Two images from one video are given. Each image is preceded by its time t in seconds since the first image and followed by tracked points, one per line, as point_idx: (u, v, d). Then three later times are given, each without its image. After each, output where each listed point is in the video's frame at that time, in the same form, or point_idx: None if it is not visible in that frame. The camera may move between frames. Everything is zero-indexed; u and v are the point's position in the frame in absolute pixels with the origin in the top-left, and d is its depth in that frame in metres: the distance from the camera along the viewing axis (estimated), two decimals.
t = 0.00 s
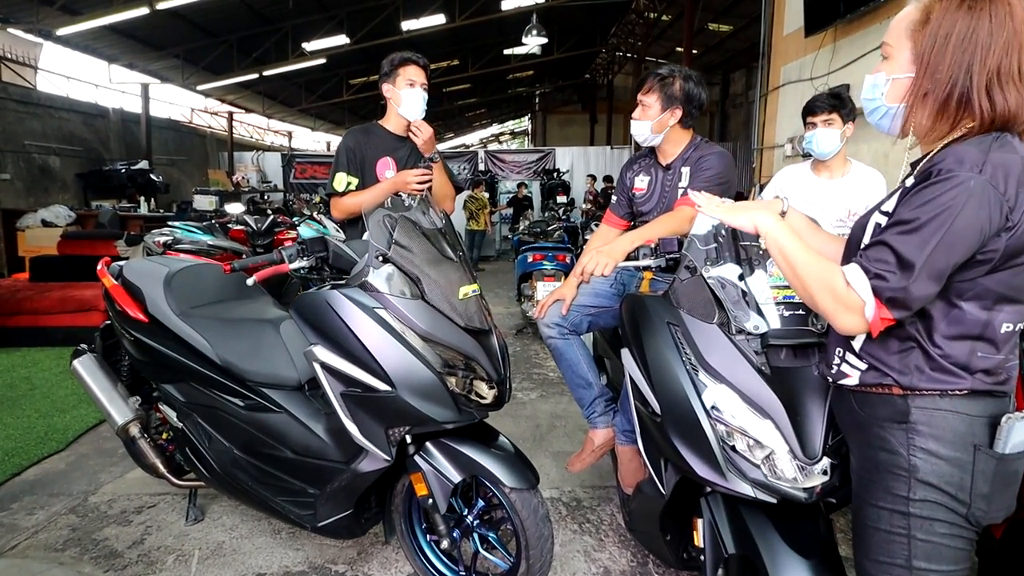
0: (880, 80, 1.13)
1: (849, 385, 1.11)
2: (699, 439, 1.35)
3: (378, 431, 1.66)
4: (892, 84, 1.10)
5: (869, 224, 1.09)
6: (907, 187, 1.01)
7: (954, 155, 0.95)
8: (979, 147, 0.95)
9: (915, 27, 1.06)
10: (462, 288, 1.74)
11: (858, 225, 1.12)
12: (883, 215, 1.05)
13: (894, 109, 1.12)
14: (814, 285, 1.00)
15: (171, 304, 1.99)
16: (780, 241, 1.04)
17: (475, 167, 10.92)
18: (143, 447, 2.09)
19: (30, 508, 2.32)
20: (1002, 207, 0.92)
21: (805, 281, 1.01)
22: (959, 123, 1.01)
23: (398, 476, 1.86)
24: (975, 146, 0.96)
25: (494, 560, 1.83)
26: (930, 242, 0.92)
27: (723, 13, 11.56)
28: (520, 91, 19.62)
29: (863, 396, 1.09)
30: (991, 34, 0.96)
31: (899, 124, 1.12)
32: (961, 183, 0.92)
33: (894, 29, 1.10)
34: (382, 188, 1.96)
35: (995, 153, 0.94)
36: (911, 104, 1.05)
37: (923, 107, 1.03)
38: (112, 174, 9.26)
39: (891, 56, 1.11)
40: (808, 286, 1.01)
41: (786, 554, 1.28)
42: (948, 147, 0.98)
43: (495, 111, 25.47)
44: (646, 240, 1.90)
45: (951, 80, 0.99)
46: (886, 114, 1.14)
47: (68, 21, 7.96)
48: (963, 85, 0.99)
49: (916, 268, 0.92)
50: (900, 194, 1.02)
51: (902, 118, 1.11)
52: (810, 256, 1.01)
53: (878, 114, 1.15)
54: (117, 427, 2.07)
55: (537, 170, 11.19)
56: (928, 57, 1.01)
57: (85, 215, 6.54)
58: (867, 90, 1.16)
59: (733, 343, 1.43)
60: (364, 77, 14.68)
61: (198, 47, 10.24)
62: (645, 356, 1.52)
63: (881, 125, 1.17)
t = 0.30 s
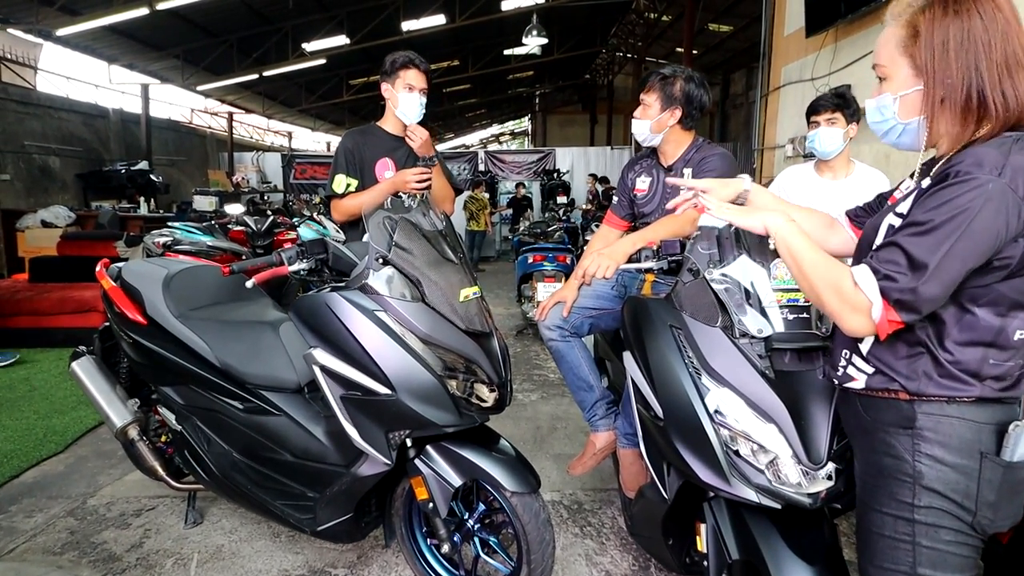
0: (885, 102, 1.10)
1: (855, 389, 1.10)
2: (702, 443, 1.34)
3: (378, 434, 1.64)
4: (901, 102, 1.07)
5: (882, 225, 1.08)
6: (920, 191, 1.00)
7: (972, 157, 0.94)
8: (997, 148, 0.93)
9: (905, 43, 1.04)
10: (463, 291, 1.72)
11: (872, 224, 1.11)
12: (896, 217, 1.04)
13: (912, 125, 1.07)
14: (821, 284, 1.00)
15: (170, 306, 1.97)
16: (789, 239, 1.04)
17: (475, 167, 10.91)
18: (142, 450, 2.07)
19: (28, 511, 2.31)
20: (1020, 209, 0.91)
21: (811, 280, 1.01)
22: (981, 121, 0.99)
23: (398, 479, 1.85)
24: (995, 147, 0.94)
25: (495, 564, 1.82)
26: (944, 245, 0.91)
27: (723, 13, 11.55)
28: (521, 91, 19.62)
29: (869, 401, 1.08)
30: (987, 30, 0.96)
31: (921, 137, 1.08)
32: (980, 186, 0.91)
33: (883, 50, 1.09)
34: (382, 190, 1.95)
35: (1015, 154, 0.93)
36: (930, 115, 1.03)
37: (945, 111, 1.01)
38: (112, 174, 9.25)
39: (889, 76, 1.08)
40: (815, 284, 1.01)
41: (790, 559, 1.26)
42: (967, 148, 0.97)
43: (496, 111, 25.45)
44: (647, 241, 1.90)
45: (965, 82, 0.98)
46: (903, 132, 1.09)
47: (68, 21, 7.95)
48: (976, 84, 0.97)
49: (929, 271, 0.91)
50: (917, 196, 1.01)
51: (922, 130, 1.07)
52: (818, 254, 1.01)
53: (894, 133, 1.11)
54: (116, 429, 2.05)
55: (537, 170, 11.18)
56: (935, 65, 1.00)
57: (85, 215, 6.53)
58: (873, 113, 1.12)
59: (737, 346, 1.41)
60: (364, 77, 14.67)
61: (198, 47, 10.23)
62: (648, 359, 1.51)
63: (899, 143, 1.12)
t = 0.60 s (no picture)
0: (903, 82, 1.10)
1: (868, 393, 1.11)
2: (707, 444, 1.33)
3: (381, 436, 1.63)
4: (922, 85, 1.07)
5: (890, 226, 1.08)
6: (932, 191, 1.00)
7: (985, 159, 0.95)
8: (1012, 147, 0.94)
9: (940, 26, 1.04)
10: (465, 291, 1.72)
11: (878, 226, 1.11)
12: (905, 218, 1.04)
13: (923, 112, 1.09)
14: (832, 295, 1.00)
15: (170, 306, 1.96)
16: (785, 253, 1.05)
17: (474, 168, 10.90)
18: (141, 450, 2.06)
19: (28, 512, 2.29)
20: None
21: (821, 292, 1.01)
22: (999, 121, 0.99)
23: (399, 480, 1.84)
24: (1009, 147, 0.95)
25: (497, 566, 1.81)
26: (960, 247, 0.91)
27: (722, 13, 11.56)
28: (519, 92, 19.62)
29: (882, 404, 1.09)
30: None
31: (929, 125, 1.10)
32: (992, 186, 0.91)
33: (914, 28, 1.08)
34: (383, 187, 1.97)
35: None
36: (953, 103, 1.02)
37: (967, 104, 1.01)
38: (110, 175, 9.23)
39: (912, 56, 1.08)
40: (825, 295, 1.01)
41: (797, 561, 1.26)
42: (978, 147, 0.97)
43: (494, 112, 25.45)
44: (651, 241, 1.90)
45: (994, 77, 0.97)
46: (913, 117, 1.11)
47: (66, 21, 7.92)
48: (1005, 82, 0.96)
49: (945, 273, 0.92)
50: (926, 196, 1.01)
51: (934, 118, 1.08)
52: (822, 265, 1.02)
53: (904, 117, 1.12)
54: (116, 429, 2.04)
55: (536, 171, 11.18)
56: (969, 54, 0.98)
57: (83, 215, 6.51)
58: (888, 93, 1.12)
59: (741, 347, 1.41)
60: (363, 78, 14.66)
61: (197, 48, 10.22)
62: (652, 360, 1.50)
63: (904, 128, 1.14)
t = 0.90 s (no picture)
0: (892, 93, 1.14)
1: (872, 392, 1.10)
2: (713, 444, 1.33)
3: (383, 436, 1.63)
4: (902, 96, 1.11)
5: (896, 224, 1.07)
6: (937, 191, 0.99)
7: (985, 157, 0.93)
8: (1015, 146, 0.92)
9: (916, 37, 1.05)
10: (468, 291, 1.71)
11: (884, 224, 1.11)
12: (910, 217, 1.04)
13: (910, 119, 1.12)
14: (838, 298, 1.00)
15: (171, 307, 1.96)
16: (786, 258, 1.06)
17: (473, 168, 10.90)
18: (142, 451, 2.05)
19: (28, 513, 2.28)
20: None
21: (826, 297, 1.02)
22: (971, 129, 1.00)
23: (401, 481, 1.83)
24: (1013, 145, 0.93)
25: (499, 567, 1.80)
26: (967, 248, 0.91)
27: (721, 14, 11.57)
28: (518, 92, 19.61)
29: (886, 402, 1.08)
30: (992, 37, 0.93)
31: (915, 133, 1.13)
32: (998, 184, 0.90)
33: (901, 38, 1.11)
34: (383, 187, 1.96)
35: None
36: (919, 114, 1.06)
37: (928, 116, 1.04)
38: (110, 175, 9.21)
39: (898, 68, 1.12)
40: (829, 299, 1.01)
41: (801, 561, 1.25)
42: (982, 147, 0.95)
43: (493, 112, 25.45)
44: (654, 240, 1.88)
45: (955, 90, 0.98)
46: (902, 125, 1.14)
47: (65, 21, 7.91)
48: (969, 94, 0.97)
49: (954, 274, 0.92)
50: (930, 196, 1.01)
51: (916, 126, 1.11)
52: (825, 270, 1.03)
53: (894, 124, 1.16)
54: (116, 430, 2.03)
55: (536, 171, 11.17)
56: (928, 67, 1.01)
57: (83, 215, 6.50)
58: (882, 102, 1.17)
59: (748, 347, 1.40)
60: (362, 78, 14.65)
61: (196, 48, 10.21)
62: (656, 360, 1.50)
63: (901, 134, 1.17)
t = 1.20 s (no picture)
0: (899, 84, 1.12)
1: (877, 391, 1.09)
2: (714, 444, 1.32)
3: (382, 436, 1.62)
4: (914, 87, 1.09)
5: (895, 220, 1.07)
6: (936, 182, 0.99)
7: (984, 150, 0.93)
8: (1013, 139, 0.92)
9: (932, 27, 1.04)
10: (468, 289, 1.70)
11: (884, 221, 1.10)
12: (909, 211, 1.03)
13: (920, 112, 1.09)
14: (833, 290, 0.99)
15: (170, 306, 1.94)
16: (785, 251, 1.04)
17: (474, 168, 10.89)
18: (140, 451, 2.04)
19: (25, 514, 2.27)
20: None
21: (822, 289, 1.01)
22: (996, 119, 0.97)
23: (401, 481, 1.82)
24: (1010, 140, 0.92)
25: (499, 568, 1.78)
26: (958, 239, 0.90)
27: (722, 14, 11.55)
28: (519, 92, 19.60)
29: (891, 401, 1.07)
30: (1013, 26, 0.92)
31: (928, 125, 1.09)
32: (992, 176, 0.89)
33: (910, 30, 1.10)
34: (383, 185, 1.95)
35: None
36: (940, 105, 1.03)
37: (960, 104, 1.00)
38: (110, 175, 9.20)
39: (908, 58, 1.10)
40: (826, 291, 1.00)
41: (806, 563, 1.24)
42: (982, 140, 0.95)
43: (495, 112, 25.44)
44: (656, 240, 1.88)
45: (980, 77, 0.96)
46: (911, 118, 1.11)
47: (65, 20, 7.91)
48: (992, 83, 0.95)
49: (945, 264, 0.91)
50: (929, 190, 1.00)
51: (931, 118, 1.08)
52: (822, 262, 1.01)
53: (902, 117, 1.13)
54: (114, 430, 2.02)
55: (537, 171, 11.16)
56: (955, 55, 0.99)
57: (82, 215, 6.49)
58: (886, 94, 1.14)
59: (749, 346, 1.39)
60: (363, 78, 14.65)
61: (197, 47, 10.20)
62: (657, 359, 1.48)
63: (906, 128, 1.14)
